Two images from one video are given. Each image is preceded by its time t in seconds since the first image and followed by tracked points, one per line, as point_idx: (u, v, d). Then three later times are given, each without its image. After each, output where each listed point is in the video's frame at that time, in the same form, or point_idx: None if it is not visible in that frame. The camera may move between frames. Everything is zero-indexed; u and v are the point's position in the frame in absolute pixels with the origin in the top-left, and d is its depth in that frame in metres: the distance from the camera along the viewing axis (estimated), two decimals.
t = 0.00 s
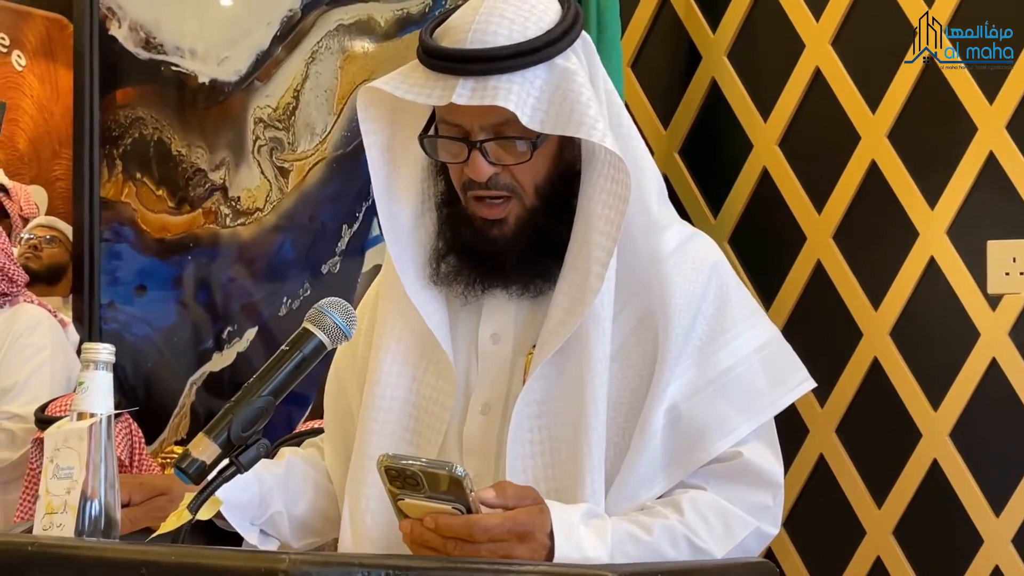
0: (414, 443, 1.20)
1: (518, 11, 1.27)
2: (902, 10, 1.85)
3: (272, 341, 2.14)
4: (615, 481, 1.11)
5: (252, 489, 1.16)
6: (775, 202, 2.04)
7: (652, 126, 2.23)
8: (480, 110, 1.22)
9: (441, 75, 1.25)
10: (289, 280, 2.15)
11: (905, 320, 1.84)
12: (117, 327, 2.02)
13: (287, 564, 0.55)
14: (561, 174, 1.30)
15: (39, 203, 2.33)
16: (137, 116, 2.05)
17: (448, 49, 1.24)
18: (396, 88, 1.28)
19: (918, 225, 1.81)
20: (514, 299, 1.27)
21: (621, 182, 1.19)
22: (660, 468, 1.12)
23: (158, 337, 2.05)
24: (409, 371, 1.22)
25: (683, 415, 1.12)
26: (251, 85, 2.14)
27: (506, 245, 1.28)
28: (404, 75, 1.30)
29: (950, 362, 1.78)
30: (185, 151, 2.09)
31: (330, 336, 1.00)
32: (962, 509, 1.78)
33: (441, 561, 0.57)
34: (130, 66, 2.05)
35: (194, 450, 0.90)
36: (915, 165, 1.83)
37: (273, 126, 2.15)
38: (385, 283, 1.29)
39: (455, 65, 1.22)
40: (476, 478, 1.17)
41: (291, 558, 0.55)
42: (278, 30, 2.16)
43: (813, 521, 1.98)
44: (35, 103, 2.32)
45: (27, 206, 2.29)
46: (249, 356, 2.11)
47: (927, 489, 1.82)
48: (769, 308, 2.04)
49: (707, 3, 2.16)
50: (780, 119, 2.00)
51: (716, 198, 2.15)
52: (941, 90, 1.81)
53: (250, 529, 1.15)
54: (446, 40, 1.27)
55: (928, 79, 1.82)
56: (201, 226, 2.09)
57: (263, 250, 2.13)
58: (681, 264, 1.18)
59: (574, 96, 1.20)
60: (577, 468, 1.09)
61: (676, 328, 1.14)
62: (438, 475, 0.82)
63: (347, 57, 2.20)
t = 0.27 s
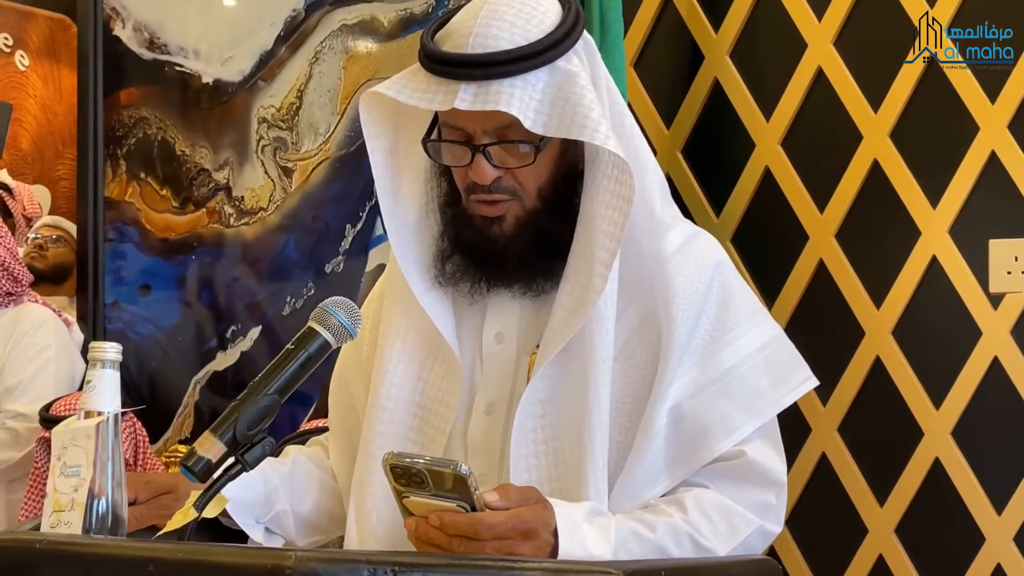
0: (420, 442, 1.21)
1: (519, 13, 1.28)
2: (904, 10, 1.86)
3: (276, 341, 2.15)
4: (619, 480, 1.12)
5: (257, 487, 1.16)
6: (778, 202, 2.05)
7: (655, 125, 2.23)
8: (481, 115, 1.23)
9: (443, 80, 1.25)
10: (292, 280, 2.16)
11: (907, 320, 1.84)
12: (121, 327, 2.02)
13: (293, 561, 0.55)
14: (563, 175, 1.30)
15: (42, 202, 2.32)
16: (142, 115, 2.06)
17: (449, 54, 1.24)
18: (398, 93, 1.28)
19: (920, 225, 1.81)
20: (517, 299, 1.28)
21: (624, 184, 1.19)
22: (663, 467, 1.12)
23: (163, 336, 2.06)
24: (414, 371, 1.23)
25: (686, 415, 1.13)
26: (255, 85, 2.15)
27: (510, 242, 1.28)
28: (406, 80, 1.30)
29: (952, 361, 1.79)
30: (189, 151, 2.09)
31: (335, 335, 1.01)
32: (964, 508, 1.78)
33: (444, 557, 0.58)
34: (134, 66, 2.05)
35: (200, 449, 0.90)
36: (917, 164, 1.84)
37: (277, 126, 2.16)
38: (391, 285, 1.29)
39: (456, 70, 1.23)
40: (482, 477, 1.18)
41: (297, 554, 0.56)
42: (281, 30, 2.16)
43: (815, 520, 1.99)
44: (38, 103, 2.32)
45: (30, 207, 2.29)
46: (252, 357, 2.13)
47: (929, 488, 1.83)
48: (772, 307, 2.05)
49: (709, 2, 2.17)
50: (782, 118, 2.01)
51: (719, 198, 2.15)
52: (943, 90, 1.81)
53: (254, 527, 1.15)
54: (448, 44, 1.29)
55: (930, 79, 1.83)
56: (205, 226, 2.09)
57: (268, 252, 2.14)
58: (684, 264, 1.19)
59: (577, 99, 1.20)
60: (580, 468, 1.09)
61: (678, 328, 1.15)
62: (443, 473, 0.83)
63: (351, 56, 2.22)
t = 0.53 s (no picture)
0: (427, 444, 1.21)
1: (523, 15, 1.28)
2: (906, 10, 1.86)
3: (279, 342, 2.16)
4: (624, 481, 1.12)
5: (263, 487, 1.17)
6: (780, 203, 2.05)
7: (658, 126, 2.24)
8: (489, 116, 1.23)
9: (448, 82, 1.26)
10: (295, 280, 2.17)
11: (909, 320, 1.85)
12: (125, 328, 2.02)
13: (300, 560, 0.55)
14: (568, 175, 1.30)
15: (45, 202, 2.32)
16: (145, 117, 2.06)
17: (455, 57, 1.25)
18: (403, 95, 1.29)
19: (923, 225, 1.82)
20: (523, 301, 1.28)
21: (627, 185, 1.20)
22: (668, 467, 1.13)
23: (167, 336, 2.06)
24: (420, 373, 1.23)
25: (691, 415, 1.13)
26: (259, 86, 2.15)
27: (513, 245, 1.29)
28: (411, 80, 1.31)
29: (954, 362, 1.79)
30: (193, 152, 2.10)
31: (340, 335, 1.02)
32: (966, 508, 1.79)
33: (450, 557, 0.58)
34: (137, 66, 2.05)
35: (206, 449, 0.91)
36: (919, 165, 1.84)
37: (280, 127, 2.17)
38: (397, 288, 1.30)
39: (461, 72, 1.23)
40: (489, 477, 1.18)
41: (304, 553, 0.56)
42: (285, 31, 2.17)
43: (818, 520, 1.99)
44: (41, 103, 2.33)
45: (34, 207, 2.31)
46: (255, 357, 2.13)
47: (931, 488, 1.83)
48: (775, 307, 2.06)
49: (712, 3, 2.17)
50: (785, 119, 2.01)
51: (722, 199, 2.16)
52: (945, 91, 1.82)
53: (259, 527, 1.16)
54: (452, 46, 1.29)
55: (932, 80, 1.83)
56: (209, 226, 2.10)
57: (272, 252, 2.15)
58: (688, 265, 1.19)
59: (582, 101, 1.21)
60: (586, 468, 1.10)
61: (683, 329, 1.15)
62: (448, 473, 0.83)
63: (354, 57, 2.23)
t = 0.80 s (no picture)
0: (440, 444, 1.21)
1: (528, 17, 1.28)
2: (910, 11, 1.87)
3: (284, 342, 2.14)
4: (633, 479, 1.13)
5: (270, 487, 1.17)
6: (785, 202, 2.06)
7: (663, 126, 2.24)
8: (495, 120, 1.24)
9: (457, 86, 1.26)
10: (299, 279, 2.15)
11: (913, 320, 1.85)
12: (130, 327, 2.05)
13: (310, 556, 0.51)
14: (578, 175, 1.31)
15: (49, 201, 2.32)
16: (150, 117, 2.08)
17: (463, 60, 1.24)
18: (411, 99, 1.30)
19: (926, 224, 1.82)
20: (534, 302, 1.28)
21: (634, 187, 1.20)
22: (676, 465, 1.13)
23: (170, 336, 2.07)
24: (430, 373, 1.23)
25: (699, 414, 1.13)
26: (263, 86, 2.15)
27: (525, 246, 1.29)
28: (419, 84, 1.32)
29: (958, 362, 1.79)
30: (198, 152, 2.11)
31: (348, 334, 1.02)
32: (970, 506, 1.79)
33: (461, 553, 0.53)
34: (142, 67, 2.08)
35: (215, 447, 0.91)
36: (923, 164, 1.84)
37: (285, 127, 2.16)
38: (408, 289, 1.30)
39: (472, 75, 1.23)
40: (502, 475, 1.19)
41: (310, 550, 0.52)
42: (289, 32, 2.16)
43: (822, 519, 2.00)
44: (44, 104, 2.33)
45: (38, 207, 2.29)
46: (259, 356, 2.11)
47: (935, 487, 1.84)
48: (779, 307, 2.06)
49: (716, 3, 2.18)
50: (789, 119, 2.01)
51: (726, 198, 2.16)
52: (948, 92, 1.82)
53: (267, 525, 1.16)
54: (460, 50, 1.29)
55: (936, 81, 1.84)
56: (214, 226, 2.11)
57: (275, 252, 2.14)
58: (696, 264, 1.19)
59: (589, 102, 1.21)
60: (594, 467, 1.10)
61: (691, 328, 1.15)
62: (456, 470, 0.84)
63: (358, 58, 2.20)
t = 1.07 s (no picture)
0: (451, 443, 1.21)
1: (541, 18, 1.28)
2: (913, 11, 1.87)
3: (288, 342, 2.13)
4: (640, 478, 1.13)
5: (276, 488, 1.17)
6: (788, 202, 2.06)
7: (666, 126, 2.24)
8: (507, 120, 1.23)
9: (470, 85, 1.26)
10: (302, 279, 2.14)
11: (916, 320, 1.85)
12: (134, 327, 2.07)
13: (319, 556, 0.51)
14: (588, 177, 1.30)
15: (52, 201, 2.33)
16: (154, 116, 2.10)
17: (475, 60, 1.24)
18: (423, 99, 1.30)
19: (929, 225, 1.82)
20: (543, 301, 1.29)
21: (645, 186, 1.21)
22: (682, 464, 1.13)
23: (173, 335, 2.09)
24: (439, 373, 1.24)
25: (706, 413, 1.14)
26: (267, 87, 2.15)
27: (534, 246, 1.29)
28: (431, 84, 1.32)
29: (961, 362, 1.80)
30: (201, 152, 2.12)
31: (354, 334, 1.02)
32: (973, 506, 1.79)
33: (469, 552, 0.54)
34: (145, 67, 2.10)
35: (221, 447, 0.91)
36: (926, 164, 1.85)
37: (289, 127, 2.16)
38: (418, 289, 1.31)
39: (484, 76, 1.23)
40: (510, 474, 1.19)
41: (322, 549, 0.52)
42: (293, 32, 2.16)
43: (824, 519, 2.00)
44: (47, 104, 2.33)
45: (42, 207, 2.30)
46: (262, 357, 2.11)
47: (938, 487, 1.84)
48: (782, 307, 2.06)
49: (719, 4, 2.18)
50: (792, 120, 2.02)
51: (729, 198, 2.16)
52: (952, 92, 1.83)
53: (273, 525, 1.16)
54: (471, 50, 1.29)
55: (938, 82, 1.84)
56: (217, 226, 2.11)
57: (279, 252, 2.14)
58: (704, 264, 1.19)
59: (601, 102, 1.22)
60: (602, 466, 1.10)
61: (699, 327, 1.16)
62: (462, 470, 0.84)
63: (362, 59, 2.18)
